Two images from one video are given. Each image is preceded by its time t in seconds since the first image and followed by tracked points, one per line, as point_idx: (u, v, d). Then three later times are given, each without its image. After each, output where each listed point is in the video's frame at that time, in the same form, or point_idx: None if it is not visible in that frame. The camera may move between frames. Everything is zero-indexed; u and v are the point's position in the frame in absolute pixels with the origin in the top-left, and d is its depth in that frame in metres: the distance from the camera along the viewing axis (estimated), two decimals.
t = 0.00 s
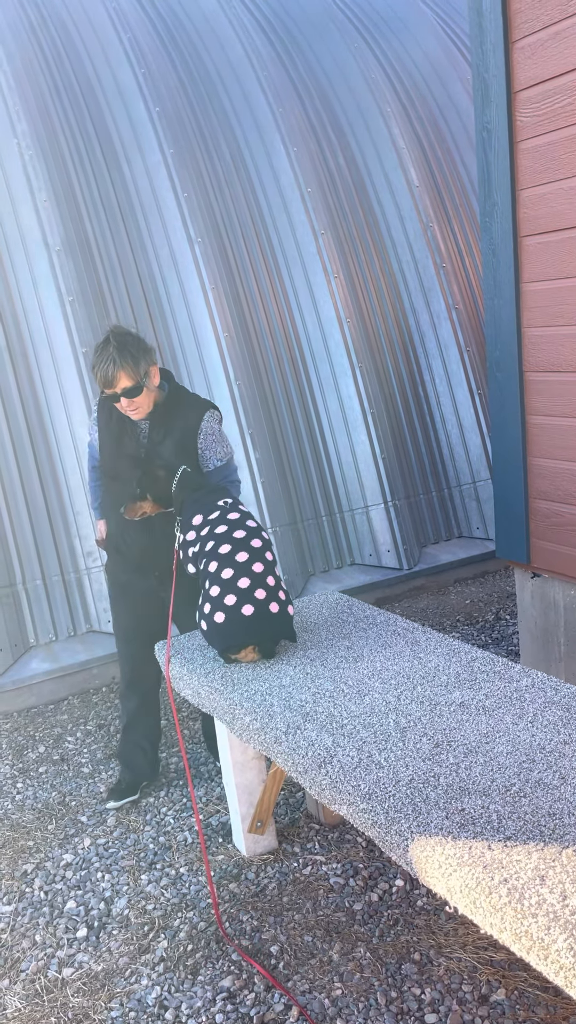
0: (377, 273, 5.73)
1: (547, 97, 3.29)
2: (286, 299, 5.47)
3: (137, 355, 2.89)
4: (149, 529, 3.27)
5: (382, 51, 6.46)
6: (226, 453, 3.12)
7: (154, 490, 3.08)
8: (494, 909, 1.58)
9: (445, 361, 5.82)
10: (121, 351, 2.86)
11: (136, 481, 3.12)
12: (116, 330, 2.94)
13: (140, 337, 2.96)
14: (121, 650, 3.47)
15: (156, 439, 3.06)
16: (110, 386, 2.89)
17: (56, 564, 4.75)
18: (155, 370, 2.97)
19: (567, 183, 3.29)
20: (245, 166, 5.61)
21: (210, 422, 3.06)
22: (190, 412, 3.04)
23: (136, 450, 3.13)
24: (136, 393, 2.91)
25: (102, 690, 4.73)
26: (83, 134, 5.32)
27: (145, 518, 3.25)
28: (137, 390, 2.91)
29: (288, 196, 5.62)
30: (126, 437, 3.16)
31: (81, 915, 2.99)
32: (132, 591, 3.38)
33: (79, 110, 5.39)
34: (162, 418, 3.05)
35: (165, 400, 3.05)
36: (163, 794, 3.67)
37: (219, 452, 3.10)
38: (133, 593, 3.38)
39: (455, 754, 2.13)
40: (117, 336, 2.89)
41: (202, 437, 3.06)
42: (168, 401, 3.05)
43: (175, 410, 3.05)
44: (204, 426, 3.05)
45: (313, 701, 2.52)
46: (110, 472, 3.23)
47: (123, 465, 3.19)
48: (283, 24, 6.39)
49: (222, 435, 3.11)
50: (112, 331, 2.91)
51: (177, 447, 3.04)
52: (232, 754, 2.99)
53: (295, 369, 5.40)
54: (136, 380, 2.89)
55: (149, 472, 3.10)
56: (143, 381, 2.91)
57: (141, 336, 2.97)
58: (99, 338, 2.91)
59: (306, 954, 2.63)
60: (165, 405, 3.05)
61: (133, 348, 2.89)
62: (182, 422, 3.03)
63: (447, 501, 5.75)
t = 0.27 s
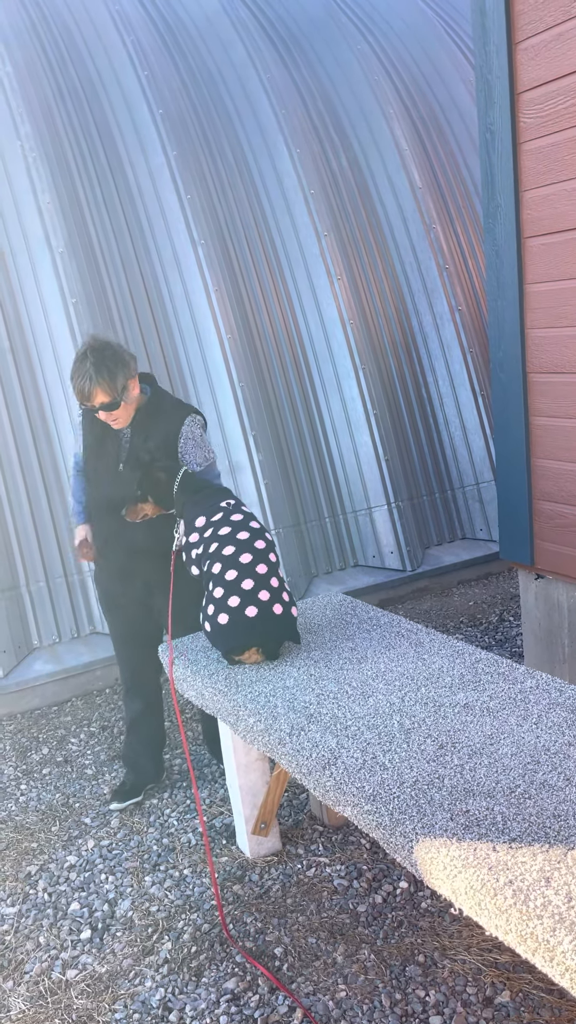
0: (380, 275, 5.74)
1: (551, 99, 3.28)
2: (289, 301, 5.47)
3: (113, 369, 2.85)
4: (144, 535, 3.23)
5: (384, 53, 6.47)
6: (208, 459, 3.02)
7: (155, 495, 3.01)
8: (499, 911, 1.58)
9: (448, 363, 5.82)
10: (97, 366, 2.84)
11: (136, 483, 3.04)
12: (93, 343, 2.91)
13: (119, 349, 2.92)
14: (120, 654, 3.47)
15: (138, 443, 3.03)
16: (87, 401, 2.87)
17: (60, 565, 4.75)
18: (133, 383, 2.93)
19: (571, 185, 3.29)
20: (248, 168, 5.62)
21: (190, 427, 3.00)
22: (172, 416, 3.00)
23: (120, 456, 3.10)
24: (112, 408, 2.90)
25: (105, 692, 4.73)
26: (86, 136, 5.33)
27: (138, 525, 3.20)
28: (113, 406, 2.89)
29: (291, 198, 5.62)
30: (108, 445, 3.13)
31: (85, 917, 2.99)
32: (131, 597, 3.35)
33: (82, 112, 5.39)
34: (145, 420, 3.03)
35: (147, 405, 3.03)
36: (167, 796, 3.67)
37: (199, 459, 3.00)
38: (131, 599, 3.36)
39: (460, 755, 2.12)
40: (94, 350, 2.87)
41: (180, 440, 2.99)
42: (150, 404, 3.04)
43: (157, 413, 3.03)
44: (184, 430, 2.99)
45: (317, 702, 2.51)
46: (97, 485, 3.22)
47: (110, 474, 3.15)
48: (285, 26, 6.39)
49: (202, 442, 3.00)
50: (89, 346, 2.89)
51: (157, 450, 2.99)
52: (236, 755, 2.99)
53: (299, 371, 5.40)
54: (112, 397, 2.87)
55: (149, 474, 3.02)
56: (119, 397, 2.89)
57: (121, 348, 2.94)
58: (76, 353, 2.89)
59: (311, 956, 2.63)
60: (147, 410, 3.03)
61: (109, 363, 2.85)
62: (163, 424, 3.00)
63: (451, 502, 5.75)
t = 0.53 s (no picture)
0: (382, 276, 5.74)
1: (553, 100, 3.28)
2: (291, 303, 5.47)
3: (83, 392, 2.88)
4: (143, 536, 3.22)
5: (386, 55, 6.47)
6: (197, 459, 3.06)
7: (159, 498, 2.96)
8: (503, 913, 1.57)
9: (451, 365, 5.82)
10: (67, 389, 2.88)
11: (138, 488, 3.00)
12: (66, 360, 2.92)
13: (91, 365, 2.91)
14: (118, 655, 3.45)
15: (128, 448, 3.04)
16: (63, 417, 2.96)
17: (62, 567, 4.76)
18: (109, 399, 2.95)
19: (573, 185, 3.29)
20: (250, 170, 5.62)
21: (179, 424, 3.04)
22: (160, 414, 3.04)
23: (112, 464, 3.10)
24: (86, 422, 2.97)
25: (108, 694, 4.73)
26: (89, 138, 5.34)
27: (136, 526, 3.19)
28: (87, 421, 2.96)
29: (293, 200, 5.62)
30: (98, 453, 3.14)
31: (87, 919, 2.98)
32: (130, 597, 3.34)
33: (85, 115, 5.40)
34: (132, 423, 3.05)
35: (133, 406, 3.06)
36: (169, 797, 3.67)
37: (188, 457, 3.03)
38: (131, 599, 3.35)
39: (463, 757, 2.12)
40: (65, 371, 2.89)
41: (169, 438, 3.02)
42: (138, 407, 3.06)
43: (145, 415, 3.05)
44: (173, 428, 3.03)
45: (320, 704, 2.51)
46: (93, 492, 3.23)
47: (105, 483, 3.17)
48: (287, 28, 6.40)
49: (190, 439, 3.05)
50: (62, 365, 2.91)
51: (148, 450, 3.02)
52: (239, 757, 2.99)
53: (301, 372, 5.40)
54: (84, 414, 2.93)
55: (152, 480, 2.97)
56: (93, 415, 2.94)
57: (95, 363, 2.93)
58: (53, 366, 2.94)
59: (314, 958, 2.62)
60: (134, 411, 3.06)
61: (79, 385, 2.88)
62: (151, 424, 3.03)
63: (453, 504, 5.75)
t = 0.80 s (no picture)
0: (383, 278, 5.74)
1: (554, 102, 3.28)
2: (293, 305, 5.47)
3: (66, 404, 2.90)
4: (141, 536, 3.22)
5: (387, 57, 6.47)
6: (191, 459, 3.04)
7: (160, 500, 2.96)
8: (504, 916, 1.57)
9: (452, 367, 5.82)
10: (50, 402, 2.89)
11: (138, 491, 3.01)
12: (49, 370, 2.92)
13: (74, 375, 2.91)
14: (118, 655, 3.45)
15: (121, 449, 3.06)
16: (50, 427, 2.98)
17: (64, 569, 4.76)
18: (93, 408, 2.97)
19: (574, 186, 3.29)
20: (251, 172, 5.62)
21: (169, 424, 3.05)
22: (151, 415, 3.05)
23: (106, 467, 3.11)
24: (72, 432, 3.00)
25: (109, 696, 4.73)
26: (90, 140, 5.34)
27: (132, 526, 3.19)
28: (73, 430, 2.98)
29: (295, 202, 5.63)
30: (91, 457, 3.15)
31: (89, 921, 2.98)
32: (129, 596, 3.35)
33: (86, 117, 5.40)
34: (124, 426, 3.06)
35: (123, 408, 3.08)
36: (171, 799, 3.67)
37: (182, 456, 3.02)
38: (130, 598, 3.35)
39: (464, 760, 2.12)
40: (47, 383, 2.89)
41: (160, 438, 3.02)
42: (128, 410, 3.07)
43: (136, 418, 3.06)
44: (163, 429, 3.04)
45: (321, 706, 2.51)
46: (88, 497, 3.23)
47: (101, 489, 3.16)
48: (288, 30, 6.40)
49: (182, 439, 3.05)
50: (44, 376, 2.91)
51: (140, 450, 3.02)
52: (240, 760, 2.98)
53: (302, 374, 5.40)
54: (69, 425, 2.96)
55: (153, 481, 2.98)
56: (78, 424, 2.96)
57: (77, 373, 2.92)
58: (38, 377, 2.95)
59: (315, 961, 2.62)
60: (125, 414, 3.08)
61: (62, 397, 2.89)
62: (143, 424, 3.04)
63: (455, 505, 5.74)
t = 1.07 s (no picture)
0: (384, 280, 5.74)
1: (554, 104, 3.28)
2: (294, 307, 5.48)
3: (65, 409, 2.88)
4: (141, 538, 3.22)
5: (388, 59, 6.47)
6: (191, 459, 3.02)
7: (158, 502, 2.92)
8: (505, 920, 1.56)
9: (453, 368, 5.82)
10: (49, 408, 2.88)
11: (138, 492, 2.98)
12: (48, 376, 2.90)
13: (74, 380, 2.90)
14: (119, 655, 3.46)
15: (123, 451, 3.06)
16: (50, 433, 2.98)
17: (65, 571, 4.76)
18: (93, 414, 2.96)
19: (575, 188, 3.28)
20: (252, 174, 5.63)
21: (169, 424, 3.06)
22: (152, 416, 3.07)
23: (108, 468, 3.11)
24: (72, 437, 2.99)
25: (111, 698, 4.73)
26: (91, 143, 5.35)
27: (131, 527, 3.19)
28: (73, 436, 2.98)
29: (296, 204, 5.63)
30: (92, 460, 3.14)
31: (90, 924, 2.98)
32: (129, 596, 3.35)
33: (87, 120, 5.40)
34: (125, 428, 3.07)
35: (124, 410, 3.09)
36: (172, 802, 3.67)
37: (182, 457, 3.01)
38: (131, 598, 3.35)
39: (465, 762, 2.12)
40: (46, 389, 2.87)
41: (160, 439, 3.03)
42: (130, 412, 3.09)
43: (137, 420, 3.07)
44: (164, 429, 3.04)
45: (322, 709, 2.51)
46: (88, 500, 3.23)
47: (101, 491, 3.16)
48: (289, 32, 6.40)
49: (182, 441, 3.04)
50: (44, 382, 2.89)
51: (141, 450, 3.03)
52: (241, 762, 2.98)
53: (304, 376, 5.40)
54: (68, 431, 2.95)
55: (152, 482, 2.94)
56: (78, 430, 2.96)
57: (77, 378, 2.91)
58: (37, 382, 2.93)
59: (316, 964, 2.62)
60: (126, 416, 3.09)
61: (62, 404, 2.88)
62: (144, 425, 3.05)
63: (456, 507, 5.74)
